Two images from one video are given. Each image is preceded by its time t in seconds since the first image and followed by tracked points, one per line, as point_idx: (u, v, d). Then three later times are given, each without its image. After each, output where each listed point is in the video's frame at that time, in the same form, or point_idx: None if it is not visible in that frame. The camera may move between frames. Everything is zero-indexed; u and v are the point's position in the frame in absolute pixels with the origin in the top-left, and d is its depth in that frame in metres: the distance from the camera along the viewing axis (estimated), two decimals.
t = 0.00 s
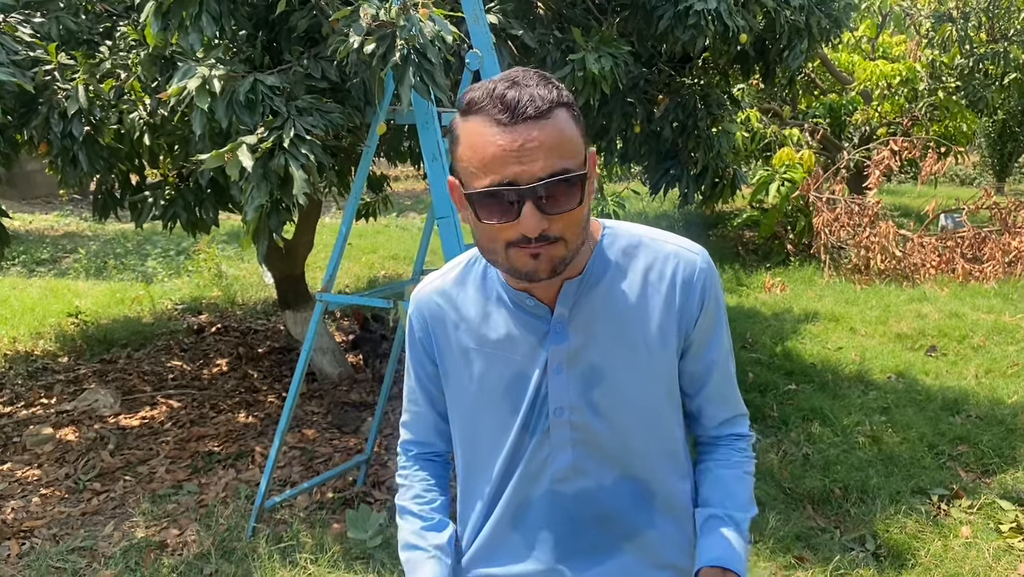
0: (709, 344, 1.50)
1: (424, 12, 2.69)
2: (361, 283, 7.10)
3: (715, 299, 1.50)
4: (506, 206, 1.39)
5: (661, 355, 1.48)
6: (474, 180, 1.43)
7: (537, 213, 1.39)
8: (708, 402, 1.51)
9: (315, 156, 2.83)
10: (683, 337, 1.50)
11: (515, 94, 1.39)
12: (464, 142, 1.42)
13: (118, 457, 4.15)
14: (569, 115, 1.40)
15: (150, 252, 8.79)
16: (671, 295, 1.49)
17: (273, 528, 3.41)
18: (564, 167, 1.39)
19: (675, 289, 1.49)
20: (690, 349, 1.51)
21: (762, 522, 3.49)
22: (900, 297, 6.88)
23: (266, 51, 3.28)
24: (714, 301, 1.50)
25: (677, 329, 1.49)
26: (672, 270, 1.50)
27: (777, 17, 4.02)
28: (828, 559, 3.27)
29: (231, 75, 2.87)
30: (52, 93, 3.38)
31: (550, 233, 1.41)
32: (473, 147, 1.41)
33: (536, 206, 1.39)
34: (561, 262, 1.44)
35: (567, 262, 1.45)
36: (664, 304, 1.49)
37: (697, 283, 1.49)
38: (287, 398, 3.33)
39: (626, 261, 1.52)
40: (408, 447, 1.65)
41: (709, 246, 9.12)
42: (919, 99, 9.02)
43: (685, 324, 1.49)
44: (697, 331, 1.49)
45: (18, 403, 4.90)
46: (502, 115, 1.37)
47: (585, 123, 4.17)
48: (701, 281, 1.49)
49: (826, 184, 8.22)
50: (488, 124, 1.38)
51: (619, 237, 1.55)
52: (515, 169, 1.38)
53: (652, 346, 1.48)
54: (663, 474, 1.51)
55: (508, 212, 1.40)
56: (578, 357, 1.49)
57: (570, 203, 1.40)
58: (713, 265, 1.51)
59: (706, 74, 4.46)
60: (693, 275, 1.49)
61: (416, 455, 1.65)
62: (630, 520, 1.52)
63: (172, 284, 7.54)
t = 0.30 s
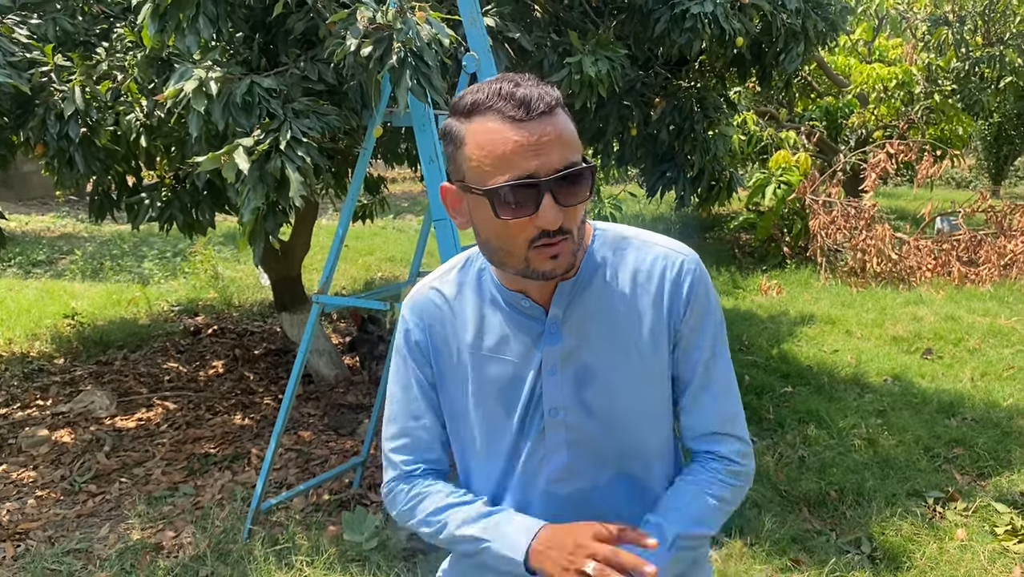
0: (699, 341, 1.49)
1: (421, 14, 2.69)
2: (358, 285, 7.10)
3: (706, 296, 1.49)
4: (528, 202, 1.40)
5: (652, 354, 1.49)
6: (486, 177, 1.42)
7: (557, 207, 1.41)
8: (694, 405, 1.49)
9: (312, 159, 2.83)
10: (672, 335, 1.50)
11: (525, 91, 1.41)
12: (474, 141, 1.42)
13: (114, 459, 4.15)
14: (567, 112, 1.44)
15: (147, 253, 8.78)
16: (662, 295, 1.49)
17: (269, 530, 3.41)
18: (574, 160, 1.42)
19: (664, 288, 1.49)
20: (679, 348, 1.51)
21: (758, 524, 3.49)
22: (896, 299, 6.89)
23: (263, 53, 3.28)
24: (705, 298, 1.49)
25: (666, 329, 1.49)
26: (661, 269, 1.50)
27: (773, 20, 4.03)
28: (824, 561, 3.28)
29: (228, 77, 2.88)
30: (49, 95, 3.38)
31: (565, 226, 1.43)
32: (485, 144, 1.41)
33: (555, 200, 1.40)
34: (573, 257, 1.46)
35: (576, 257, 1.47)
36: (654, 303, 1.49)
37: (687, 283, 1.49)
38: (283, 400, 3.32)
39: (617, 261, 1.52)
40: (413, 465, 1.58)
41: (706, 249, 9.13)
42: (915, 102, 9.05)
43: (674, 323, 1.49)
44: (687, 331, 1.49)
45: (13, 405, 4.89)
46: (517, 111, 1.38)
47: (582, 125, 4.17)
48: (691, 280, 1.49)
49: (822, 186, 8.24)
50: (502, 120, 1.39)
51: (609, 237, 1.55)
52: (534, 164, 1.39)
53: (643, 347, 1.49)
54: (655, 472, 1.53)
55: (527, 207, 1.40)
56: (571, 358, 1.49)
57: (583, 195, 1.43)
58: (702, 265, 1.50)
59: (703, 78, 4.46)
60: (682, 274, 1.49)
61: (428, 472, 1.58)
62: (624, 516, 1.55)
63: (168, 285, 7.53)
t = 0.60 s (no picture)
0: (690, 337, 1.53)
1: (418, 16, 2.69)
2: (354, 287, 7.10)
3: (696, 293, 1.54)
4: (535, 202, 1.40)
5: (645, 353, 1.52)
6: (492, 179, 1.42)
7: (563, 208, 1.41)
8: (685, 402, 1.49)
9: (309, 160, 2.83)
10: (663, 333, 1.53)
11: (531, 93, 1.41)
12: (480, 143, 1.42)
13: (110, 460, 4.14)
14: (570, 115, 1.45)
15: (143, 255, 8.77)
16: (653, 292, 1.53)
17: (265, 532, 3.40)
18: (578, 162, 1.43)
19: (656, 286, 1.53)
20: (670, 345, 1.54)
21: (754, 526, 3.49)
22: (892, 301, 6.91)
23: (260, 54, 3.28)
24: (694, 295, 1.53)
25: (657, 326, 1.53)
26: (651, 268, 1.54)
27: (769, 22, 4.04)
28: (820, 563, 3.28)
29: (224, 79, 2.88)
30: (45, 96, 3.38)
31: (570, 227, 1.44)
32: (491, 146, 1.41)
33: (562, 201, 1.41)
34: (577, 257, 1.47)
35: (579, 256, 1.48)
36: (646, 302, 1.53)
37: (677, 280, 1.53)
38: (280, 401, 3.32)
39: (610, 259, 1.55)
40: (425, 470, 1.49)
41: (702, 251, 9.15)
42: (910, 105, 9.07)
43: (664, 319, 1.53)
44: (679, 328, 1.53)
45: (8, 406, 4.88)
46: (525, 114, 1.39)
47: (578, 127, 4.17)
48: (682, 277, 1.53)
49: (818, 189, 8.25)
50: (508, 122, 1.39)
51: (602, 237, 1.58)
52: (541, 166, 1.40)
53: (637, 345, 1.52)
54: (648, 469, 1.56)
55: (536, 208, 1.40)
56: (568, 358, 1.50)
57: (586, 196, 1.44)
58: (692, 261, 1.55)
59: (699, 80, 4.47)
60: (672, 271, 1.54)
61: (442, 477, 1.50)
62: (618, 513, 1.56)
63: (164, 287, 7.52)
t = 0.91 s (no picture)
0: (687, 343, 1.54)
1: (415, 19, 2.70)
2: (350, 289, 7.10)
3: (691, 300, 1.55)
4: (535, 213, 1.40)
5: (640, 358, 1.52)
6: (492, 188, 1.42)
7: (562, 219, 1.42)
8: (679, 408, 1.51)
9: (306, 163, 2.83)
10: (659, 340, 1.54)
11: (533, 103, 1.41)
12: (481, 153, 1.42)
13: (106, 463, 4.14)
14: (570, 126, 1.46)
15: (138, 257, 8.75)
16: (649, 299, 1.54)
17: (261, 534, 3.40)
18: (577, 172, 1.44)
19: (651, 293, 1.54)
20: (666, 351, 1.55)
21: (749, 528, 3.50)
22: (887, 304, 6.93)
23: (257, 58, 3.28)
24: (689, 302, 1.55)
25: (653, 333, 1.53)
26: (648, 276, 1.55)
27: (765, 26, 4.06)
28: (816, 565, 3.29)
29: (221, 82, 2.88)
30: (41, 98, 3.38)
31: (568, 237, 1.45)
32: (492, 155, 1.41)
33: (562, 212, 1.41)
34: (574, 266, 1.48)
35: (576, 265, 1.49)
36: (642, 309, 1.53)
37: (673, 287, 1.54)
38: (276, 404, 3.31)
39: (606, 266, 1.56)
40: (437, 467, 1.50)
41: (698, 254, 9.16)
42: (905, 108, 9.10)
43: (660, 325, 1.54)
44: (674, 335, 1.54)
45: (4, 409, 4.87)
46: (526, 125, 1.39)
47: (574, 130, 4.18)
48: (678, 283, 1.54)
49: (813, 192, 8.27)
50: (510, 132, 1.40)
51: (598, 243, 1.58)
52: (541, 176, 1.40)
53: (632, 351, 1.52)
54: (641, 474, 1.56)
55: (536, 219, 1.41)
56: (562, 364, 1.51)
57: (585, 207, 1.44)
58: (688, 269, 1.57)
59: (695, 83, 4.49)
60: (668, 278, 1.55)
61: (453, 474, 1.51)
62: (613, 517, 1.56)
63: (160, 289, 7.51)
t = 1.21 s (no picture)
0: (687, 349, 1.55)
1: (410, 22, 2.70)
2: (346, 291, 7.10)
3: (688, 306, 1.56)
4: (543, 227, 1.40)
5: (637, 364, 1.53)
6: (500, 201, 1.42)
7: (571, 232, 1.42)
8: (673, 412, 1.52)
9: (301, 165, 2.84)
10: (657, 345, 1.55)
11: (542, 116, 1.41)
12: (490, 166, 1.41)
13: (100, 465, 4.13)
14: (578, 136, 1.45)
15: (134, 259, 8.74)
16: (646, 305, 1.54)
17: (256, 537, 3.39)
18: (585, 184, 1.43)
19: (648, 299, 1.54)
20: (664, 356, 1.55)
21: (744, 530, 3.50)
22: (882, 306, 6.95)
23: (252, 60, 3.28)
24: (686, 307, 1.55)
25: (650, 338, 1.54)
26: (645, 282, 1.55)
27: (760, 28, 4.07)
28: (811, 567, 3.29)
29: (216, 84, 2.88)
30: (36, 101, 3.38)
31: (576, 249, 1.45)
32: (501, 168, 1.40)
33: (571, 224, 1.41)
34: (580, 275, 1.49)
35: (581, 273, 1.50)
36: (639, 314, 1.54)
37: (670, 294, 1.55)
38: (272, 406, 3.30)
39: (603, 272, 1.56)
40: (452, 464, 1.49)
41: (693, 256, 9.18)
42: (900, 111, 9.12)
43: (658, 331, 1.54)
44: (671, 341, 1.54)
45: None
46: (536, 138, 1.39)
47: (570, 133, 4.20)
48: (674, 290, 1.55)
49: (809, 194, 8.28)
50: (519, 146, 1.39)
51: (596, 249, 1.59)
52: (550, 191, 1.40)
53: (630, 356, 1.52)
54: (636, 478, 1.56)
55: (545, 232, 1.41)
56: (560, 369, 1.50)
57: (593, 219, 1.44)
58: (685, 274, 1.57)
59: (690, 86, 4.50)
60: (665, 283, 1.56)
61: (466, 470, 1.50)
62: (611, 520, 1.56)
63: (155, 291, 7.50)
